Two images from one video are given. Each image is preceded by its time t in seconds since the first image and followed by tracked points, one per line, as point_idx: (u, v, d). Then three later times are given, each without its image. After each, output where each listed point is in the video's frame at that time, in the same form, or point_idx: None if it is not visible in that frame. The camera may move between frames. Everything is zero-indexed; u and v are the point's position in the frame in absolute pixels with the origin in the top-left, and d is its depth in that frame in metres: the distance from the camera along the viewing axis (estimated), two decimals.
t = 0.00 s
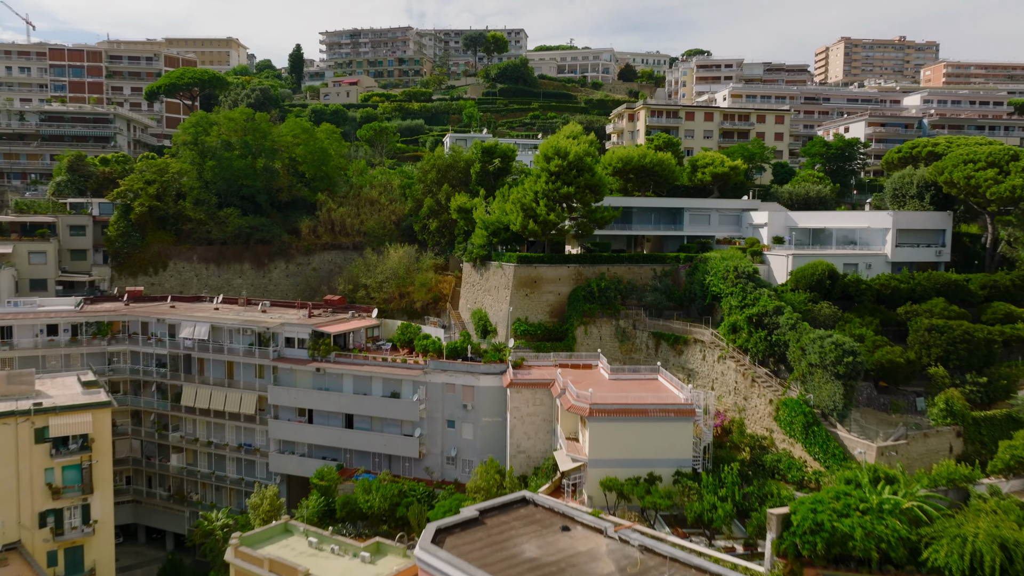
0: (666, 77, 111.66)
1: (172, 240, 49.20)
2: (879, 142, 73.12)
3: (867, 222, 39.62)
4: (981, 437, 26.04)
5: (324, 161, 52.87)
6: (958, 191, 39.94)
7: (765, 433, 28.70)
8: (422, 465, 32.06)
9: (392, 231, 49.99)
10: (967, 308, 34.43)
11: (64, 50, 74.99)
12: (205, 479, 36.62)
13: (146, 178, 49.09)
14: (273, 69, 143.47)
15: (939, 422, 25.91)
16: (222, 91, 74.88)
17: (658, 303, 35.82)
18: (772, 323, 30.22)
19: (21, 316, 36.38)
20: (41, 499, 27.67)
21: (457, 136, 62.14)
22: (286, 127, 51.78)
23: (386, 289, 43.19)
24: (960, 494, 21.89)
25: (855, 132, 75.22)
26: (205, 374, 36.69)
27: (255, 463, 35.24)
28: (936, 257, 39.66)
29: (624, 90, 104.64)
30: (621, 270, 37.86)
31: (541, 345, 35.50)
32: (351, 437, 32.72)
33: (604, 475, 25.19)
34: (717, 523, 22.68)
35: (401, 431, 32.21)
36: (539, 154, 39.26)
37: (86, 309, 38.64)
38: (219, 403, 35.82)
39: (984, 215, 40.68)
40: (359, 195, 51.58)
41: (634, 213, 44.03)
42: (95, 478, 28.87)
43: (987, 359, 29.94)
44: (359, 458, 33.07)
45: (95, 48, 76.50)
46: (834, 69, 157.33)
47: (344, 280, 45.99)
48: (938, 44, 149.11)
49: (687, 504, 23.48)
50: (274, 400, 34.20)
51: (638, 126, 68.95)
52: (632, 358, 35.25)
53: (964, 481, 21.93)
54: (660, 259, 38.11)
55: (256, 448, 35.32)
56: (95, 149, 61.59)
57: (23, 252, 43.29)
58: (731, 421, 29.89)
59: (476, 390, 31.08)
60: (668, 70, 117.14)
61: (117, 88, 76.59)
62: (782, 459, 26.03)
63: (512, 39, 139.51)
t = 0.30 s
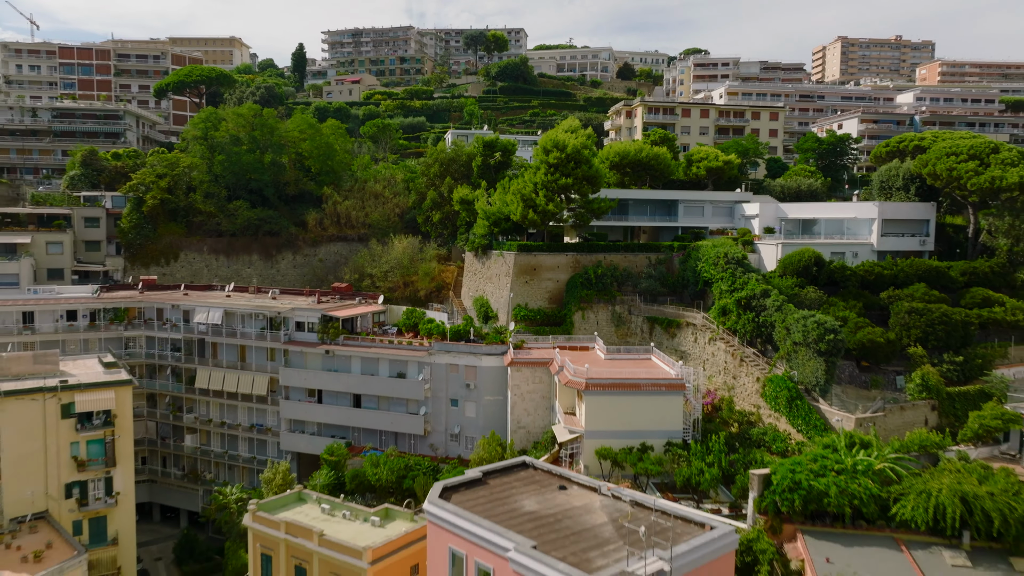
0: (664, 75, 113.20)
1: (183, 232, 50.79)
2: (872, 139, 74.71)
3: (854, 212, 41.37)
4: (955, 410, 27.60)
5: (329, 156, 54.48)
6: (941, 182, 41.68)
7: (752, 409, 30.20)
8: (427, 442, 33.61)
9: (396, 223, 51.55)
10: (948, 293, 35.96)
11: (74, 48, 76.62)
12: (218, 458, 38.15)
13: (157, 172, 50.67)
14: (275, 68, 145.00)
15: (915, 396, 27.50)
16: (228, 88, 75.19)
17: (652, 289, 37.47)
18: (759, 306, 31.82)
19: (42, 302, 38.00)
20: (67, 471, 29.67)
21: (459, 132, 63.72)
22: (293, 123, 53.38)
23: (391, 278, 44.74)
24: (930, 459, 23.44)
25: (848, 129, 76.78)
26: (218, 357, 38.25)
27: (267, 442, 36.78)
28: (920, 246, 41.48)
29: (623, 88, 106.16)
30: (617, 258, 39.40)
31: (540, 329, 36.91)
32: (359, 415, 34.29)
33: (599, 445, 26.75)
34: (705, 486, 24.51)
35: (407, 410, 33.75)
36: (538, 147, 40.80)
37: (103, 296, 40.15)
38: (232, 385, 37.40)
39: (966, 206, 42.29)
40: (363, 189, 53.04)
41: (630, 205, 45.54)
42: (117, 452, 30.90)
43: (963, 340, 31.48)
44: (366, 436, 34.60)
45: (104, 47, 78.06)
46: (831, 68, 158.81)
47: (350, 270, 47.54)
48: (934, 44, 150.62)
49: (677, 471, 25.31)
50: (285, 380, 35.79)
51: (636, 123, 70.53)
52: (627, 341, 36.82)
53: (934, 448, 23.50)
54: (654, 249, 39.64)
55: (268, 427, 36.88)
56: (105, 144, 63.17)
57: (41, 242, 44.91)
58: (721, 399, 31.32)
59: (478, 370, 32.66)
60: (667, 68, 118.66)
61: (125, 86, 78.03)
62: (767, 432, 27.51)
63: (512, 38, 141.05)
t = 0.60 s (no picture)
0: (663, 73, 114.75)
1: (194, 224, 52.37)
2: (865, 135, 76.28)
3: (842, 203, 42.79)
4: (932, 386, 29.18)
5: (335, 151, 56.06)
6: (926, 174, 43.46)
7: (741, 387, 31.67)
8: (431, 420, 35.21)
9: (400, 215, 53.08)
10: (930, 279, 37.51)
11: (83, 47, 78.31)
12: (230, 438, 39.70)
13: (168, 166, 52.22)
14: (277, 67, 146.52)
15: (894, 372, 29.08)
16: (233, 86, 76.56)
17: (647, 276, 39.07)
18: (748, 290, 33.42)
19: (61, 288, 39.59)
20: (90, 445, 31.32)
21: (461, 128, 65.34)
22: (299, 119, 54.95)
23: (396, 267, 46.42)
24: (904, 428, 25.04)
25: (841, 125, 78.35)
26: (230, 341, 39.80)
27: (277, 422, 38.35)
28: (906, 236, 42.96)
29: (621, 86, 107.68)
30: (613, 247, 40.95)
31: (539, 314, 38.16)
32: (366, 395, 35.84)
33: (595, 418, 28.36)
34: (693, 453, 26.68)
35: (412, 390, 35.30)
36: (537, 140, 42.39)
37: (119, 283, 41.73)
38: (244, 367, 38.95)
39: (950, 197, 43.85)
40: (368, 182, 54.49)
41: (626, 197, 47.17)
42: (137, 428, 32.56)
43: (942, 322, 33.03)
44: (373, 415, 36.15)
45: (112, 45, 79.54)
46: (828, 67, 160.14)
47: (356, 260, 49.13)
48: (930, 43, 152.10)
49: (668, 440, 27.29)
50: (295, 362, 37.31)
51: (633, 120, 72.08)
52: (623, 326, 38.40)
53: (907, 418, 25.10)
54: (649, 238, 41.11)
55: (278, 408, 38.43)
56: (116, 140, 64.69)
57: (57, 233, 46.48)
58: (711, 377, 32.76)
59: (480, 351, 34.22)
60: (665, 67, 120.17)
61: (132, 83, 79.48)
62: (754, 407, 28.96)
63: (512, 37, 142.58)
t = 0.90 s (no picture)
0: (661, 72, 116.26)
1: (204, 216, 53.93)
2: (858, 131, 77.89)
3: (830, 194, 44.43)
4: (911, 364, 30.78)
5: (340, 146, 57.67)
6: (911, 167, 44.97)
7: (731, 366, 33.25)
8: (436, 401, 36.79)
9: (404, 207, 54.62)
10: (914, 266, 39.09)
11: (92, 45, 79.92)
12: (242, 420, 41.23)
13: (178, 160, 53.76)
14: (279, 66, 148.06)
15: (875, 350, 30.68)
16: (239, 83, 77.95)
17: (642, 263, 40.44)
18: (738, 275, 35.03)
19: (78, 276, 41.15)
20: (111, 422, 32.94)
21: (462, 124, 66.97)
22: (305, 115, 56.59)
23: (400, 257, 47.98)
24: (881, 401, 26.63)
25: (835, 122, 79.95)
26: (242, 327, 41.40)
27: (287, 404, 39.89)
28: (892, 226, 44.28)
29: (620, 84, 109.19)
30: (610, 236, 42.54)
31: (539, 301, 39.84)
32: (372, 376, 37.43)
33: (591, 394, 30.00)
34: (683, 425, 28.32)
35: (417, 371, 36.91)
36: (537, 134, 44.01)
37: (134, 271, 43.33)
38: (255, 351, 40.55)
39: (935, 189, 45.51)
40: (372, 176, 56.00)
41: (623, 189, 48.71)
42: (155, 406, 34.18)
43: (924, 305, 34.58)
44: (379, 396, 37.71)
45: (120, 43, 81.03)
46: (825, 66, 161.71)
47: (361, 251, 50.70)
48: (927, 42, 153.61)
49: (659, 414, 28.89)
50: (305, 346, 38.89)
51: (631, 116, 73.66)
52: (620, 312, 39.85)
53: (885, 391, 26.69)
54: (644, 228, 42.67)
55: (288, 390, 40.01)
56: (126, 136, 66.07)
57: (73, 224, 48.07)
58: (703, 358, 34.32)
59: (482, 333, 35.91)
60: (663, 66, 121.70)
61: (140, 81, 80.98)
62: (743, 385, 30.58)
63: (512, 36, 144.18)
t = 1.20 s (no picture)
0: (659, 70, 117.79)
1: (213, 208, 55.48)
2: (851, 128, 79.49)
3: (820, 185, 45.83)
4: (892, 344, 32.38)
5: (344, 141, 59.25)
6: (897, 160, 46.67)
7: (721, 348, 34.80)
8: (439, 382, 38.38)
9: (407, 200, 56.20)
10: (899, 254, 40.66)
11: (100, 43, 81.51)
12: (252, 403, 42.79)
13: (188, 154, 55.29)
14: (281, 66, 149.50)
15: (857, 331, 32.29)
16: (244, 80, 79.12)
17: (638, 252, 41.96)
18: (729, 261, 36.59)
19: (95, 264, 42.74)
20: (130, 400, 34.62)
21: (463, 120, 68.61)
22: (311, 110, 58.23)
23: (404, 248, 49.60)
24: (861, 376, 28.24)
25: (829, 119, 81.56)
26: (252, 313, 43.00)
27: (297, 387, 41.50)
28: (879, 217, 45.79)
29: (618, 82, 110.69)
30: (607, 227, 44.11)
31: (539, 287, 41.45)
32: (379, 359, 39.05)
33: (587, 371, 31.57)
34: (674, 400, 29.93)
35: (421, 354, 38.52)
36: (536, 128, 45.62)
37: (148, 259, 44.92)
38: (265, 336, 42.16)
39: (921, 181, 47.13)
40: (376, 170, 57.56)
41: (620, 181, 50.31)
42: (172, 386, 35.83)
43: (906, 290, 36.15)
44: (385, 378, 39.31)
45: (128, 42, 82.49)
46: (822, 65, 163.34)
47: (365, 242, 52.28)
48: (922, 41, 155.22)
49: (652, 389, 30.48)
50: (313, 331, 40.47)
51: (629, 113, 75.28)
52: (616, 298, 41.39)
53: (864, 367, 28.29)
54: (640, 218, 44.24)
55: (297, 373, 41.65)
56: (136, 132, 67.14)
57: (87, 215, 49.65)
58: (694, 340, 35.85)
59: (484, 318, 37.55)
60: (661, 64, 123.20)
61: (147, 79, 82.46)
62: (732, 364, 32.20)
63: (512, 35, 145.73)
